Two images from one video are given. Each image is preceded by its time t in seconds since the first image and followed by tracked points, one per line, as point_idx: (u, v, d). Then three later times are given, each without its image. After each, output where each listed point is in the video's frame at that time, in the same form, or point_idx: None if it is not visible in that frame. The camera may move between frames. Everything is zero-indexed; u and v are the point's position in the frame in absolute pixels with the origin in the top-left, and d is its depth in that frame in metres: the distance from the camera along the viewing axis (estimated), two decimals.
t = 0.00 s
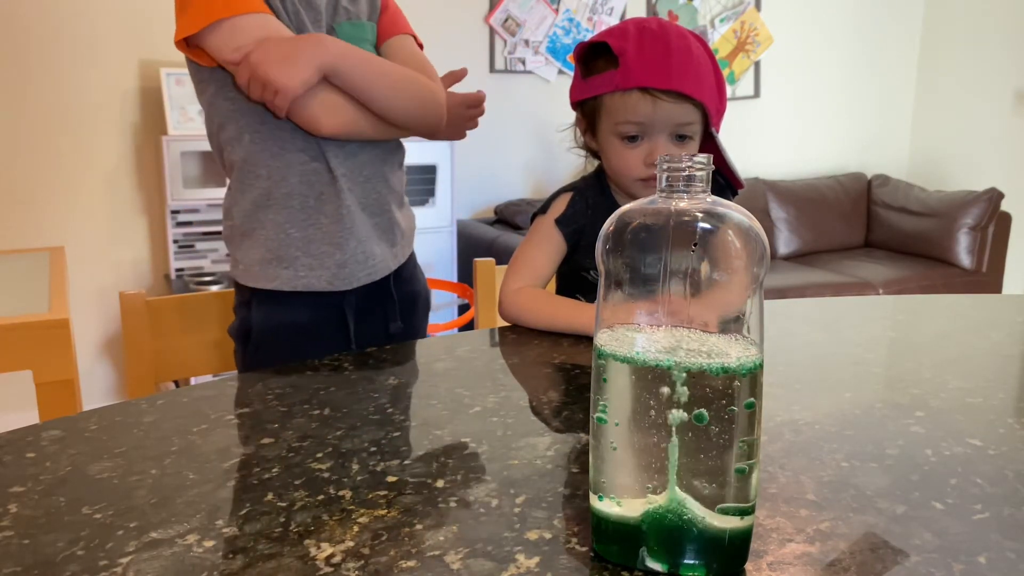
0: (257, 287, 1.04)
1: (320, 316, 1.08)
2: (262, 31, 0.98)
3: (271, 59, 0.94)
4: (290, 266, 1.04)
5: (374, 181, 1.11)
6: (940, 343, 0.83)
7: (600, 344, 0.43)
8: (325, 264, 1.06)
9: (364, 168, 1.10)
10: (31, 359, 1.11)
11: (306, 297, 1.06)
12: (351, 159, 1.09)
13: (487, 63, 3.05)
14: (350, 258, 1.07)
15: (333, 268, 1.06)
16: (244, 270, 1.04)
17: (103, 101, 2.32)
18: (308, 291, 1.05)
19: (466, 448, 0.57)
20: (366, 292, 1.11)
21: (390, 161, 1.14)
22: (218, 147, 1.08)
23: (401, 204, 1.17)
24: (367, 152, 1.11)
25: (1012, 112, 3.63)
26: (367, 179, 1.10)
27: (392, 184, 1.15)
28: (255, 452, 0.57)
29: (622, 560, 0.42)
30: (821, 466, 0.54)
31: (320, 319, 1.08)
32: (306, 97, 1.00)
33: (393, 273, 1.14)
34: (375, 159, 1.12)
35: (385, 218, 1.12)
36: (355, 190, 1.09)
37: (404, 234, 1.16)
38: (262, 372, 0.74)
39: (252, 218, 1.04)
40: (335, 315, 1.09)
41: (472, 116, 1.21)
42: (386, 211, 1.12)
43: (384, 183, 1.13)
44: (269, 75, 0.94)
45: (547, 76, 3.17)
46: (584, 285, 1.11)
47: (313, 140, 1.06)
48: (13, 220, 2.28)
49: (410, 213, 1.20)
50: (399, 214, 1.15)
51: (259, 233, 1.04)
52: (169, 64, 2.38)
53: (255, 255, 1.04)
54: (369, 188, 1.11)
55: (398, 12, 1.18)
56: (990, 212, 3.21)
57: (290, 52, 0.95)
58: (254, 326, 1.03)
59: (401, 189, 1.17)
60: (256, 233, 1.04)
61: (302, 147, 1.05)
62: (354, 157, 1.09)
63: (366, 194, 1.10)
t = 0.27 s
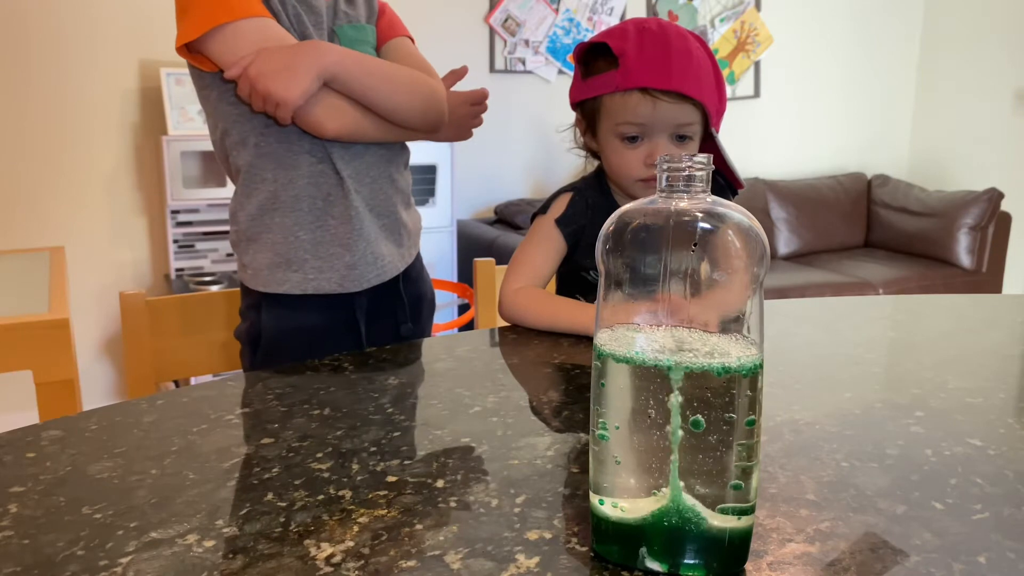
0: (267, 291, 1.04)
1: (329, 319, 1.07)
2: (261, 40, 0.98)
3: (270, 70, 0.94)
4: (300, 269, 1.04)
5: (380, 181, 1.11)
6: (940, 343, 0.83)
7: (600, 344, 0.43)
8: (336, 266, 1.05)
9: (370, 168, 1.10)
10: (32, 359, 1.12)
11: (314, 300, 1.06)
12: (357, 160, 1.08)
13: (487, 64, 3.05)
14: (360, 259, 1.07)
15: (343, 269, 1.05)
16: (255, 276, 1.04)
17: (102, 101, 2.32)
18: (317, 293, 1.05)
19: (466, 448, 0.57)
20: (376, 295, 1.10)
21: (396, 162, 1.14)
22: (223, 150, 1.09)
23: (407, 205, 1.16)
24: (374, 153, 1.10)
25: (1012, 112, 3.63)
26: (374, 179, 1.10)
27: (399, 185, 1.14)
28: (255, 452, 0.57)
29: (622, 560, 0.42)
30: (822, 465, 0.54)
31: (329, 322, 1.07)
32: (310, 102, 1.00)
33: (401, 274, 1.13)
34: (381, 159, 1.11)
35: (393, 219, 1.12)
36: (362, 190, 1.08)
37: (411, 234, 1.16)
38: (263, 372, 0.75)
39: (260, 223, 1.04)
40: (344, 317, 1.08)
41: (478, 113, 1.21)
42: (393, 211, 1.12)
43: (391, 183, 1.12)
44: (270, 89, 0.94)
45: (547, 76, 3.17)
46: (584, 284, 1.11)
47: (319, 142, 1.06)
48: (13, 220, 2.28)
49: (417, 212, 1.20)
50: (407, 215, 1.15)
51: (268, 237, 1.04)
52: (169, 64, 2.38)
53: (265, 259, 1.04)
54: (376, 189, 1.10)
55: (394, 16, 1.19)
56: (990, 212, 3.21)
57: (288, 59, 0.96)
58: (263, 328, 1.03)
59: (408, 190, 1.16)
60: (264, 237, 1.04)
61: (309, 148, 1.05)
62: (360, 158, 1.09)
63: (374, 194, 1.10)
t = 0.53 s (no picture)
0: (267, 294, 1.04)
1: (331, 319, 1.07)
2: (259, 43, 0.98)
3: (268, 74, 0.94)
4: (300, 272, 1.04)
5: (379, 184, 1.10)
6: (941, 343, 0.83)
7: (599, 344, 0.43)
8: (336, 268, 1.05)
9: (369, 172, 1.10)
10: (32, 359, 1.12)
11: (316, 301, 1.06)
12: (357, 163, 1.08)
13: (487, 63, 3.05)
14: (359, 261, 1.07)
15: (343, 272, 1.05)
16: (255, 279, 1.04)
17: (102, 101, 2.32)
18: (318, 295, 1.05)
19: (466, 448, 0.57)
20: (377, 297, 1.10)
21: (395, 165, 1.14)
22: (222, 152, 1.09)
23: (408, 206, 1.16)
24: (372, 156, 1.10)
25: (1012, 111, 3.63)
26: (373, 182, 1.10)
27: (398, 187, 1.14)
28: (255, 451, 0.57)
29: (622, 560, 0.42)
30: (822, 465, 0.54)
31: (331, 322, 1.07)
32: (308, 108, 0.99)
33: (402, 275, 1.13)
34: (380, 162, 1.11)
35: (392, 223, 1.12)
36: (361, 193, 1.08)
37: (411, 236, 1.16)
38: (263, 372, 0.75)
39: (260, 225, 1.03)
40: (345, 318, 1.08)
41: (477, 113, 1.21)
42: (393, 213, 1.11)
43: (390, 185, 1.12)
44: (268, 94, 0.94)
45: (547, 76, 3.17)
46: (584, 284, 1.11)
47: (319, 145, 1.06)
48: (12, 220, 2.28)
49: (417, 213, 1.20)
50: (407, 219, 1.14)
51: (267, 240, 1.03)
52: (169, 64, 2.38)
53: (263, 262, 1.04)
54: (375, 191, 1.10)
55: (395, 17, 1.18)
56: (990, 212, 3.21)
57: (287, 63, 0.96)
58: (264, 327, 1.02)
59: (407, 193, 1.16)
60: (263, 240, 1.04)
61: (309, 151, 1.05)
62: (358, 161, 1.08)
63: (373, 197, 1.10)
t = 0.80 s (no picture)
0: (264, 295, 1.04)
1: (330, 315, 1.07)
2: (260, 48, 0.98)
3: (267, 81, 0.94)
4: (296, 273, 1.04)
5: (376, 186, 1.10)
6: (941, 343, 0.83)
7: (600, 344, 0.43)
8: (332, 270, 1.05)
9: (366, 174, 1.10)
10: (32, 359, 1.12)
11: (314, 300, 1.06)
12: (354, 166, 1.08)
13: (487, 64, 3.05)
14: (356, 263, 1.06)
15: (339, 274, 1.05)
16: (252, 280, 1.04)
17: (102, 101, 2.32)
18: (315, 296, 1.05)
19: (466, 448, 0.57)
20: (374, 297, 1.10)
21: (393, 166, 1.14)
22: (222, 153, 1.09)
23: (406, 207, 1.16)
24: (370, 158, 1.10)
25: (1013, 111, 3.63)
26: (370, 184, 1.10)
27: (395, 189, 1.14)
28: (255, 451, 0.57)
29: (622, 560, 0.42)
30: (822, 465, 0.54)
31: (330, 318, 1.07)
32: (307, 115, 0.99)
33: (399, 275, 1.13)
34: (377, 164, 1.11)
35: (389, 226, 1.12)
36: (358, 197, 1.08)
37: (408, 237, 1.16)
38: (262, 372, 0.75)
39: (257, 227, 1.03)
40: (343, 318, 1.08)
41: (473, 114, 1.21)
42: (390, 215, 1.12)
43: (387, 188, 1.12)
44: (267, 101, 0.94)
45: (547, 76, 3.17)
46: (584, 284, 1.11)
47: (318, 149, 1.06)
48: (12, 220, 2.28)
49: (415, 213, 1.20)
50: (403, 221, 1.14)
51: (264, 242, 1.03)
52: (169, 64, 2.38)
53: (260, 263, 1.04)
54: (373, 193, 1.10)
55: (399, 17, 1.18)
56: (990, 212, 3.21)
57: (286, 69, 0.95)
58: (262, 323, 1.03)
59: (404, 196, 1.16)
60: (260, 242, 1.03)
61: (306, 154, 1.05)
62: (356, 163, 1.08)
63: (370, 199, 1.10)
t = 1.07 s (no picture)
0: (262, 294, 1.04)
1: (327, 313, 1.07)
2: (260, 51, 0.98)
3: (267, 84, 0.94)
4: (294, 273, 1.04)
5: (374, 188, 1.10)
6: (940, 343, 0.83)
7: (599, 344, 0.43)
8: (329, 271, 1.05)
9: (364, 176, 1.09)
10: (32, 360, 1.12)
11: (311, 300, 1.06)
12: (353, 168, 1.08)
13: (487, 64, 3.05)
14: (353, 265, 1.06)
15: (336, 275, 1.05)
16: (251, 279, 1.05)
17: (102, 101, 2.32)
18: (312, 296, 1.05)
19: (466, 448, 0.57)
20: (372, 299, 1.10)
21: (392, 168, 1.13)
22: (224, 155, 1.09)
23: (405, 208, 1.16)
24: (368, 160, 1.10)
25: (1013, 112, 3.63)
26: (368, 185, 1.10)
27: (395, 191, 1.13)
28: (255, 452, 0.57)
29: (622, 560, 0.42)
30: (821, 466, 0.54)
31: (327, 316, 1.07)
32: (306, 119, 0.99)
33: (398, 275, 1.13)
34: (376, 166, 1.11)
35: (388, 228, 1.11)
36: (356, 199, 1.08)
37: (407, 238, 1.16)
38: (262, 372, 0.75)
39: (255, 228, 1.04)
40: (340, 318, 1.08)
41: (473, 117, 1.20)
42: (388, 217, 1.11)
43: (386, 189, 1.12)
44: (266, 105, 0.94)
45: (547, 76, 3.17)
46: (584, 285, 1.11)
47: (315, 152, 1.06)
48: (11, 220, 2.28)
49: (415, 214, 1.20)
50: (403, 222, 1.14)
51: (262, 242, 1.04)
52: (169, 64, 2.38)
53: (258, 264, 1.04)
54: (371, 195, 1.10)
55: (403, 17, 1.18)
56: (990, 212, 3.21)
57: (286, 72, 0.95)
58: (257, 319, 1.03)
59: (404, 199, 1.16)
60: (258, 242, 1.04)
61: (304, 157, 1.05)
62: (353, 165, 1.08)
63: (368, 201, 1.09)
